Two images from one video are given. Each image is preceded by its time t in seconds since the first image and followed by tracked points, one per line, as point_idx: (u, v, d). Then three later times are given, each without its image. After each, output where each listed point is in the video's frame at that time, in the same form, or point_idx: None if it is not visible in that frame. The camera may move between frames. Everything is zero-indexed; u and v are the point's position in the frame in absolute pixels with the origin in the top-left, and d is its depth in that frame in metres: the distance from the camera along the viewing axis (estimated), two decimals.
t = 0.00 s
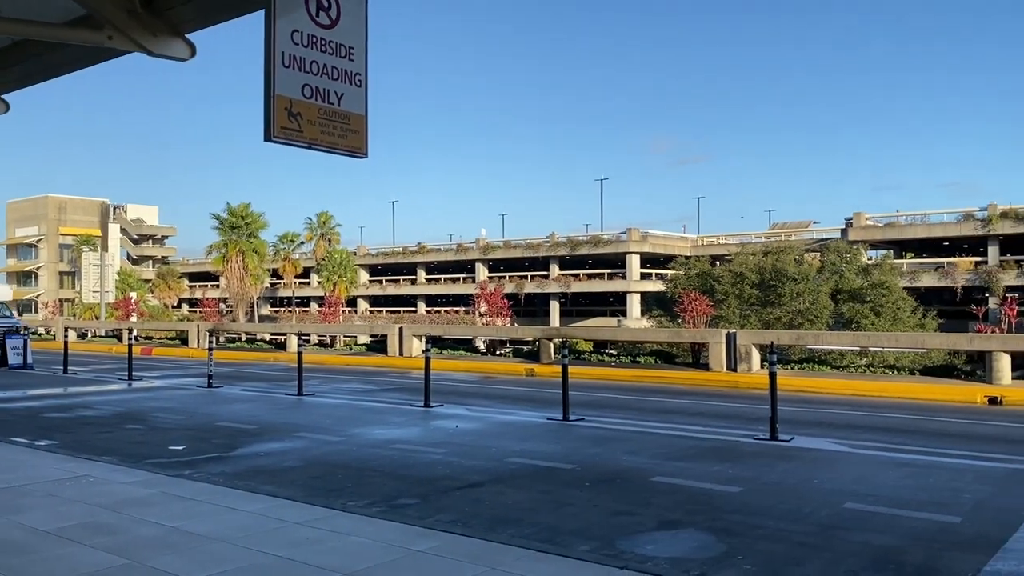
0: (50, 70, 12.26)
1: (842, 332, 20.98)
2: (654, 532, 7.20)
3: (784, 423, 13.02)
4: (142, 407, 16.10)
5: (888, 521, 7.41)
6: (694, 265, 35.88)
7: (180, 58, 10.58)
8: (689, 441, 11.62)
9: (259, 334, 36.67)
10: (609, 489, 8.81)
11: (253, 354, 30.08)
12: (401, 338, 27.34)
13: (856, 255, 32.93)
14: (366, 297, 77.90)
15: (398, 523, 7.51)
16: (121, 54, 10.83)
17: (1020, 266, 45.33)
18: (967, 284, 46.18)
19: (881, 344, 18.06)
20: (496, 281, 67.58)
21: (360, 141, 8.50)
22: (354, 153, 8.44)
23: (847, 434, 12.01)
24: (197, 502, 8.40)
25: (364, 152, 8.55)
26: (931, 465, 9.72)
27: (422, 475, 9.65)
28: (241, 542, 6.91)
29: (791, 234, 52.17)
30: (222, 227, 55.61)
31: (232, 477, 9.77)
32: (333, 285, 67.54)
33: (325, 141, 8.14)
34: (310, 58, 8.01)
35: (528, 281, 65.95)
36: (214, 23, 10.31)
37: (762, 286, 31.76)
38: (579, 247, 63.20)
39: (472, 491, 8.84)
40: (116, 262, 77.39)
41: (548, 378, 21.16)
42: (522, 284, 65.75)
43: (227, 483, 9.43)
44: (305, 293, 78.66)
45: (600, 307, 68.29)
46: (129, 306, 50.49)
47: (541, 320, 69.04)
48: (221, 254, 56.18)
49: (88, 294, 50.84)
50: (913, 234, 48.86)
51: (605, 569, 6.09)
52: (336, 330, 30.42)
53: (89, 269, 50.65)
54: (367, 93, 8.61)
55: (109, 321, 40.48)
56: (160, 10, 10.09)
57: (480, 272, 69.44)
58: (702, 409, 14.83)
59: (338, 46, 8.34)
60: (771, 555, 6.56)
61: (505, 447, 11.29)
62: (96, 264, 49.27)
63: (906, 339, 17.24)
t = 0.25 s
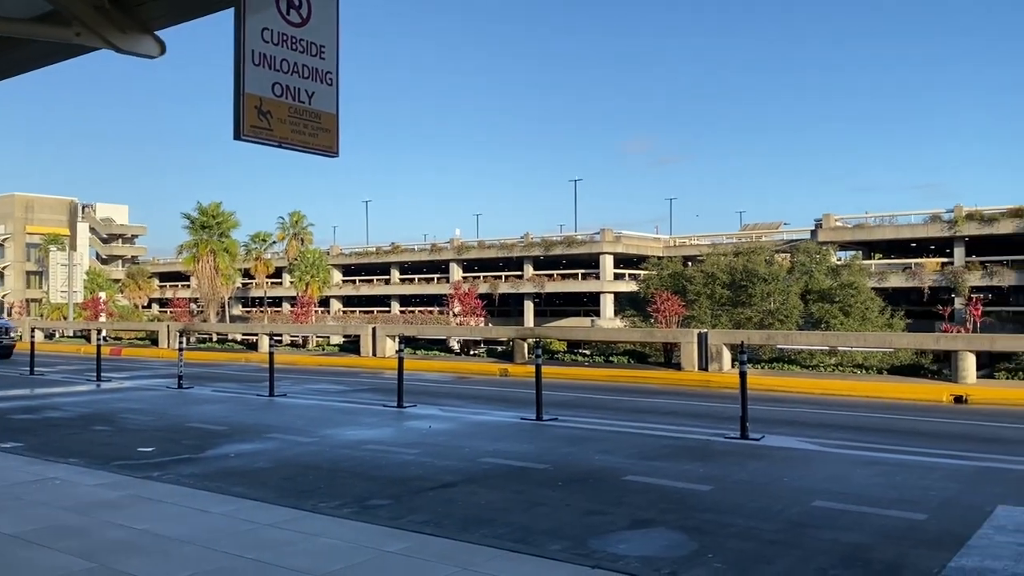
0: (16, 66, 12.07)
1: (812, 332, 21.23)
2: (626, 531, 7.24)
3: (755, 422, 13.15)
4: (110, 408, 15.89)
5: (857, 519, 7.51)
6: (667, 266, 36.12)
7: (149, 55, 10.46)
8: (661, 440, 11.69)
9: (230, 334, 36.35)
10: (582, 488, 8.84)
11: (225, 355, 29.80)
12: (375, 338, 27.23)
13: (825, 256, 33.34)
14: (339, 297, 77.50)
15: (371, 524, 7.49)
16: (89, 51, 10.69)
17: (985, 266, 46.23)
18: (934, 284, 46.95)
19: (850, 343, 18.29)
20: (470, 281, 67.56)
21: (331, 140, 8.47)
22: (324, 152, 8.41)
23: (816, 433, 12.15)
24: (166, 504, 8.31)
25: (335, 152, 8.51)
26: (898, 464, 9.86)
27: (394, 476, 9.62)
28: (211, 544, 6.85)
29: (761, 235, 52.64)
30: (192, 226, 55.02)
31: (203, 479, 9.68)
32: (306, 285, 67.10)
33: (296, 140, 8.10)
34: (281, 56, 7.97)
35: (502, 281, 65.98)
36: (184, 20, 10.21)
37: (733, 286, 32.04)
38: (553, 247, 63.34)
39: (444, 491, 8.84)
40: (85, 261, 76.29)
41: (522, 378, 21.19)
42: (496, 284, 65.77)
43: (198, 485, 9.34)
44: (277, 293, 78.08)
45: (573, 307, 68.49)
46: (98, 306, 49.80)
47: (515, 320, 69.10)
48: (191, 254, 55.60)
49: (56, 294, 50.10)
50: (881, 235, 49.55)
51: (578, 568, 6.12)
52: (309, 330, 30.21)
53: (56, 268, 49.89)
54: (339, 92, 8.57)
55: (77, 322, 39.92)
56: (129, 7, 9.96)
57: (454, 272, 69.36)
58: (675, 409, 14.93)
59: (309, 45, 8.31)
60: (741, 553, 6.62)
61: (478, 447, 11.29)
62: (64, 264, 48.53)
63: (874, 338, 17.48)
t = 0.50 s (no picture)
0: None
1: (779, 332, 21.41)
2: (593, 531, 7.23)
3: (722, 422, 13.21)
4: (72, 411, 15.58)
5: (822, 518, 7.55)
6: (637, 267, 36.27)
7: (112, 52, 10.24)
8: (629, 441, 11.70)
9: (196, 335, 35.86)
10: (551, 489, 8.81)
11: (190, 356, 29.38)
12: (343, 339, 27.01)
13: (792, 257, 33.66)
14: (308, 297, 76.87)
15: (336, 527, 7.40)
16: (49, 47, 10.46)
17: (948, 267, 47.02)
18: (899, 285, 47.64)
19: (816, 343, 18.47)
20: (440, 282, 67.35)
21: (296, 139, 8.36)
22: (289, 151, 8.30)
23: (783, 432, 12.24)
24: (128, 509, 8.15)
25: (300, 151, 8.41)
26: (863, 463, 9.95)
27: (362, 479, 9.52)
28: (173, 549, 6.72)
29: (729, 236, 53.05)
30: (157, 225, 54.21)
31: (165, 482, 9.52)
32: (274, 286, 66.44)
33: (260, 139, 7.99)
34: (244, 54, 7.85)
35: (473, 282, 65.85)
36: (148, 17, 10.01)
37: (702, 287, 32.23)
38: (524, 248, 63.35)
39: (412, 494, 8.76)
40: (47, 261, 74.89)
41: (492, 379, 21.13)
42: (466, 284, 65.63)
43: (161, 489, 9.18)
44: (245, 294, 77.25)
45: (544, 307, 68.56)
46: (60, 306, 48.91)
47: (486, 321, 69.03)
48: (157, 254, 54.79)
49: (16, 294, 49.10)
50: (847, 236, 50.14)
51: (545, 570, 6.08)
52: (276, 331, 29.89)
53: (17, 268, 48.89)
54: (304, 91, 8.47)
55: (38, 323, 39.11)
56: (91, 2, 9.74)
57: (424, 273, 69.11)
58: (643, 409, 14.96)
59: (273, 43, 8.20)
60: (708, 553, 6.63)
61: (446, 449, 11.22)
62: (25, 264, 47.57)
63: (840, 338, 17.66)
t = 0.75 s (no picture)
0: None
1: (751, 332, 21.58)
2: (567, 532, 7.25)
3: (696, 421, 13.29)
4: (40, 414, 15.36)
5: (792, 516, 7.62)
6: (612, 267, 36.41)
7: (79, 50, 10.08)
8: (604, 441, 11.75)
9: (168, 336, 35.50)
10: (525, 490, 8.82)
11: (162, 358, 29.06)
12: (317, 340, 26.85)
13: (765, 258, 33.94)
14: (281, 298, 76.33)
15: (308, 529, 7.36)
16: (15, 44, 10.30)
17: (918, 268, 47.64)
18: (869, 286, 48.18)
19: (788, 343, 18.62)
20: (415, 282, 67.12)
21: (267, 138, 8.30)
22: (260, 150, 8.24)
23: (756, 432, 12.34)
24: (96, 512, 8.04)
25: (271, 150, 8.35)
26: (833, 462, 10.06)
27: (335, 481, 9.47)
28: (142, 553, 6.64)
29: (703, 237, 53.36)
30: (128, 225, 53.55)
31: (135, 485, 9.40)
32: (247, 287, 65.89)
33: (229, 138, 7.93)
34: (214, 53, 7.79)
35: (448, 282, 65.73)
36: (116, 14, 9.86)
37: (676, 288, 32.39)
38: (500, 248, 63.32)
39: (386, 495, 8.73)
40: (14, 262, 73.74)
41: (466, 380, 21.10)
42: (442, 285, 65.50)
43: (130, 491, 9.08)
44: (217, 294, 76.55)
45: (519, 308, 68.60)
46: (27, 307, 48.15)
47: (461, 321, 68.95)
48: (127, 254, 54.13)
49: None
50: (818, 237, 50.63)
51: (518, 571, 6.08)
52: (249, 332, 29.66)
53: None
54: (275, 89, 8.41)
55: (5, 324, 38.53)
56: None
57: (399, 273, 68.87)
58: (618, 409, 15.01)
59: (243, 41, 8.13)
60: (680, 552, 6.66)
61: (421, 451, 11.19)
62: None
63: (811, 338, 17.82)
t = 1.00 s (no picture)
0: None
1: (723, 333, 21.74)
2: (539, 533, 7.25)
3: (668, 422, 13.35)
4: (4, 418, 15.09)
5: (763, 516, 7.68)
6: (585, 269, 36.57)
7: (46, 47, 9.91)
8: (577, 441, 11.77)
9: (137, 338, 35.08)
10: (497, 491, 8.81)
11: (130, 360, 28.69)
12: (289, 342, 26.66)
13: (736, 260, 34.25)
14: (253, 299, 75.70)
15: (280, 533, 7.29)
16: None
17: (887, 270, 48.26)
18: (839, 287, 48.73)
19: (759, 344, 18.78)
20: (389, 284, 66.88)
21: (235, 138, 8.22)
22: (228, 150, 8.16)
23: (727, 432, 12.43)
24: (61, 517, 7.91)
25: (239, 150, 8.27)
26: (803, 461, 10.15)
27: (306, 484, 9.40)
28: (109, 558, 6.54)
29: (676, 239, 53.67)
30: (96, 226, 52.83)
31: (102, 490, 9.27)
32: (218, 288, 65.26)
33: (197, 138, 7.85)
34: (181, 51, 7.70)
35: (422, 283, 65.56)
36: (83, 13, 9.70)
37: (649, 289, 32.57)
38: (474, 250, 63.25)
39: (357, 498, 8.68)
40: None
41: (440, 382, 21.05)
42: (416, 286, 65.30)
43: (97, 496, 8.95)
44: (188, 296, 75.74)
45: (494, 309, 68.58)
46: None
47: (435, 323, 68.80)
48: (95, 256, 53.39)
49: None
50: (789, 239, 51.14)
51: (490, 573, 6.07)
52: (219, 334, 29.38)
53: None
54: (244, 89, 8.33)
55: None
56: None
57: (372, 275, 68.55)
58: (591, 410, 15.05)
59: (211, 40, 8.05)
60: (652, 552, 6.69)
61: (393, 453, 11.14)
62: None
63: (782, 339, 17.99)
